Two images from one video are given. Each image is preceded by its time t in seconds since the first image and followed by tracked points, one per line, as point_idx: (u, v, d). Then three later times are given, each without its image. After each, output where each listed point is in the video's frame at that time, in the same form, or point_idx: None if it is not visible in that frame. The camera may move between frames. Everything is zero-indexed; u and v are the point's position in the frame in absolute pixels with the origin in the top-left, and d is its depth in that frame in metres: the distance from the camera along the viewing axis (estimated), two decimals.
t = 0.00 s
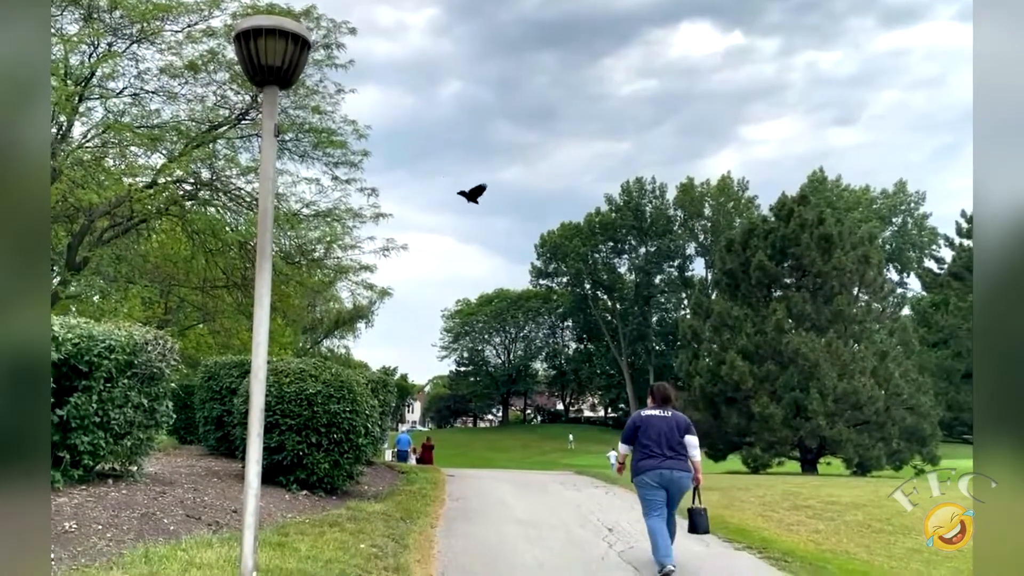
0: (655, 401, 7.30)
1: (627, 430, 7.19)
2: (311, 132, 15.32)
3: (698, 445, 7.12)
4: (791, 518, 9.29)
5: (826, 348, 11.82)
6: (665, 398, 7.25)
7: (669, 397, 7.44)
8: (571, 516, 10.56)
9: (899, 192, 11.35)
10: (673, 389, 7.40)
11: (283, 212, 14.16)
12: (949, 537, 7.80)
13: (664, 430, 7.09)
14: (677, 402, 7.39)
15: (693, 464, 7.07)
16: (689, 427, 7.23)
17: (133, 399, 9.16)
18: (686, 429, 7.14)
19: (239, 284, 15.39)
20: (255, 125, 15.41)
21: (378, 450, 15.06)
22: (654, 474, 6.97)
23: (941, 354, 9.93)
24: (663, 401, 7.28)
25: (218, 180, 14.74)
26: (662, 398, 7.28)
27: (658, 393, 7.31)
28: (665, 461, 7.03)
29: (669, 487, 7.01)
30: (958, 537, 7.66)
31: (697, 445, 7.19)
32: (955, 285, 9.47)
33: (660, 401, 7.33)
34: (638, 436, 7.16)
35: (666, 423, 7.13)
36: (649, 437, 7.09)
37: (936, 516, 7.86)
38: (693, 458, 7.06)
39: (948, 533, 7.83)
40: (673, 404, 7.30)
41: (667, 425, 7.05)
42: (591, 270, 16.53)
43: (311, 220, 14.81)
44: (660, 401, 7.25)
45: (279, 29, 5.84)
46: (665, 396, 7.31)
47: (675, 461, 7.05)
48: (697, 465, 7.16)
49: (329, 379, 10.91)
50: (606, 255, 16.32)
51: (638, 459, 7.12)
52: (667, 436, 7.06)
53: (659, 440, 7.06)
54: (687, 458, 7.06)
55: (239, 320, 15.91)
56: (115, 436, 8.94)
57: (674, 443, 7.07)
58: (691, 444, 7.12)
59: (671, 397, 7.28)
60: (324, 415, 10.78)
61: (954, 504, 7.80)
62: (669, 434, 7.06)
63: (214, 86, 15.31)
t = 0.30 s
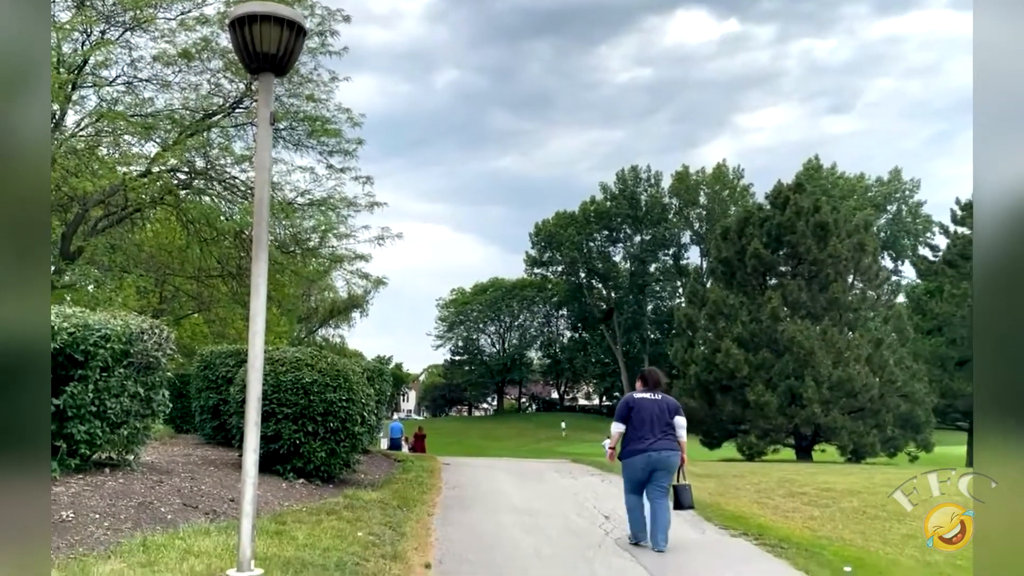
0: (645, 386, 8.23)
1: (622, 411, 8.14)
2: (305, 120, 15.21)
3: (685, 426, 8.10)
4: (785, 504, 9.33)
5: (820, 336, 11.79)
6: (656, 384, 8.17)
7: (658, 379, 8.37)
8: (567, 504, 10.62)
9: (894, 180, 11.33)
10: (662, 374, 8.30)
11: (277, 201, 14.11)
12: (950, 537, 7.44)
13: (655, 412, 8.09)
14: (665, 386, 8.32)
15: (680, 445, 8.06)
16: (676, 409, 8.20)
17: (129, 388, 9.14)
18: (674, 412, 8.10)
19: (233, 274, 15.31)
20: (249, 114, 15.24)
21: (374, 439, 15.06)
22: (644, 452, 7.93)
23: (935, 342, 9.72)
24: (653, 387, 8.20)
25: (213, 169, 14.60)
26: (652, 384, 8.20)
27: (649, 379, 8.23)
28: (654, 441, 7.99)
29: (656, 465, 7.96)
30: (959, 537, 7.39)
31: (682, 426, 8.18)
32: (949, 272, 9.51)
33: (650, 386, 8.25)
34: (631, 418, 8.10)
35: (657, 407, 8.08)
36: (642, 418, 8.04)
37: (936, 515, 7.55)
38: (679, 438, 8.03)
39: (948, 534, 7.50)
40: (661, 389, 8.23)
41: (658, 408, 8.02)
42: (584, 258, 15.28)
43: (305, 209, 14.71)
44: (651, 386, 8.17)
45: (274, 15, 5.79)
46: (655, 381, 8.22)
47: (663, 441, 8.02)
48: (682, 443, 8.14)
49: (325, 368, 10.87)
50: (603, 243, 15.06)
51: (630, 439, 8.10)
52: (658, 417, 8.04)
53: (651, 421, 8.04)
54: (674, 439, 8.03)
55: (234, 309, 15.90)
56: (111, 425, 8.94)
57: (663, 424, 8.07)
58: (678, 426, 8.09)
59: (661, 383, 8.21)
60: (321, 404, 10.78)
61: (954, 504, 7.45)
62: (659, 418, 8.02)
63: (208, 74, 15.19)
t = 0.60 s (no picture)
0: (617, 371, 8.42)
1: (597, 397, 8.34)
2: (294, 104, 15.09)
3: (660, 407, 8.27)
4: (775, 485, 9.38)
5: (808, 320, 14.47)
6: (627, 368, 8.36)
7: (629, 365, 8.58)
8: (557, 487, 10.67)
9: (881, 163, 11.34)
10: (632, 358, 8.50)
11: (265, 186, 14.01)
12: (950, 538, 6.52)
13: (629, 394, 8.27)
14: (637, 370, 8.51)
15: (657, 425, 8.22)
16: (650, 391, 8.37)
17: (119, 374, 9.10)
18: (648, 393, 8.28)
19: (223, 260, 15.22)
20: (236, 98, 15.17)
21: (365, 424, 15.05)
22: (623, 434, 8.09)
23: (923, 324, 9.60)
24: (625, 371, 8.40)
25: (200, 154, 14.54)
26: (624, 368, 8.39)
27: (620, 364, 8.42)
28: (631, 423, 8.15)
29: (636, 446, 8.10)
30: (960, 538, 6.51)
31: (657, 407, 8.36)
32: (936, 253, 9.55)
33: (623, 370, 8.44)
34: (606, 403, 8.28)
35: (630, 389, 8.26)
36: (617, 402, 8.22)
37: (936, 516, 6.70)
38: (656, 418, 8.19)
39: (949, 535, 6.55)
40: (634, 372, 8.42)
41: (632, 390, 8.20)
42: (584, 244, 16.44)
43: (294, 193, 14.61)
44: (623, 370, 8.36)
45: None
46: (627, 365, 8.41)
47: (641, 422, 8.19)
48: (660, 424, 8.29)
49: (315, 353, 10.85)
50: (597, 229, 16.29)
51: (608, 423, 8.28)
52: (633, 399, 8.22)
53: (626, 404, 8.21)
54: (650, 420, 8.20)
55: (224, 295, 15.81)
56: (101, 412, 8.90)
57: (639, 406, 8.24)
58: (653, 407, 8.26)
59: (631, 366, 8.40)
60: (311, 389, 10.75)
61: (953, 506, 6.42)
62: (634, 400, 8.20)
63: (194, 58, 15.09)
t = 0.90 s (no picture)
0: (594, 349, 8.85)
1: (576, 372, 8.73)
2: (278, 86, 14.99)
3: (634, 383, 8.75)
4: (760, 462, 9.49)
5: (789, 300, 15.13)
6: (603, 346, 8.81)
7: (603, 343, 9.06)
8: (545, 466, 10.75)
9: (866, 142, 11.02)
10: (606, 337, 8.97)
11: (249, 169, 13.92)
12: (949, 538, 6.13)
13: (607, 371, 8.70)
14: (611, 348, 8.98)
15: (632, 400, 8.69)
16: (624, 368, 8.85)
17: (104, 357, 9.09)
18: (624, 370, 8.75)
19: (209, 243, 15.13)
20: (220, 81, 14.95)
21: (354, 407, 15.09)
22: (602, 409, 8.47)
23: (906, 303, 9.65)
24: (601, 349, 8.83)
25: (184, 137, 14.32)
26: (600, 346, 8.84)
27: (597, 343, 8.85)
28: (610, 398, 8.56)
29: (615, 420, 8.54)
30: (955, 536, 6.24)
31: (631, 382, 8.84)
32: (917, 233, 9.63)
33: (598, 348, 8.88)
34: (586, 378, 8.68)
35: (608, 366, 8.71)
36: (596, 377, 8.63)
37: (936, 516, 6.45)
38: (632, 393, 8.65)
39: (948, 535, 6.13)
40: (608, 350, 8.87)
41: (610, 366, 8.66)
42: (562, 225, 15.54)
43: (279, 176, 14.55)
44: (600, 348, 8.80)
45: None
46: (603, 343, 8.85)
47: (619, 397, 8.63)
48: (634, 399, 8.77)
49: (302, 335, 10.84)
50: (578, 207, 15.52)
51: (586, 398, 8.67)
52: (610, 375, 8.66)
53: (606, 379, 8.63)
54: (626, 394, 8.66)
55: (211, 278, 15.76)
56: (87, 395, 8.88)
57: (616, 381, 8.67)
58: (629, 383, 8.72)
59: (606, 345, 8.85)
60: (299, 371, 10.74)
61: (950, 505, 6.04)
62: (612, 375, 8.64)
63: (177, 40, 14.92)
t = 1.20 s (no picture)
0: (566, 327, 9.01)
1: (558, 350, 8.84)
2: (255, 65, 14.86)
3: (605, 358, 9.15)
4: (740, 434, 9.61)
5: (773, 273, 14.45)
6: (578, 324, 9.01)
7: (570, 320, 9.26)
8: (528, 442, 10.83)
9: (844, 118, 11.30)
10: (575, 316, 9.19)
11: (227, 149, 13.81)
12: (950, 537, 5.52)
13: (585, 348, 8.96)
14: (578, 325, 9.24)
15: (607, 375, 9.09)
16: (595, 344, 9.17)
17: (82, 341, 9.04)
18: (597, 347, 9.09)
19: (187, 227, 14.82)
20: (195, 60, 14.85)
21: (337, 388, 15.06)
22: (591, 385, 8.75)
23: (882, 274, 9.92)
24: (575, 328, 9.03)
25: (159, 118, 14.21)
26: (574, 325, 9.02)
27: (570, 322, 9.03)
28: (592, 373, 8.85)
29: (599, 395, 8.85)
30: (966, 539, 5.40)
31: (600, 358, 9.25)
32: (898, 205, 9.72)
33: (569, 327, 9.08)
34: (568, 356, 8.84)
35: (586, 344, 8.98)
36: (580, 355, 8.84)
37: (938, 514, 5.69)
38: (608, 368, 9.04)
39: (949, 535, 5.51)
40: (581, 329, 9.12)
41: (589, 344, 8.95)
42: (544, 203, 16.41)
43: (257, 156, 14.43)
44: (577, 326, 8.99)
45: None
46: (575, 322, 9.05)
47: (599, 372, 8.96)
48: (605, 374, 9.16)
49: (283, 317, 10.83)
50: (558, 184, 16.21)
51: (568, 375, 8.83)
52: (589, 352, 8.95)
53: (589, 356, 8.89)
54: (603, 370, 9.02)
55: (190, 261, 15.51)
56: (67, 379, 8.83)
57: (594, 358, 8.98)
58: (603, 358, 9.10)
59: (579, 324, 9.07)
60: (280, 352, 10.70)
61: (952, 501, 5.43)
62: (591, 353, 8.93)
63: (150, 19, 14.63)
